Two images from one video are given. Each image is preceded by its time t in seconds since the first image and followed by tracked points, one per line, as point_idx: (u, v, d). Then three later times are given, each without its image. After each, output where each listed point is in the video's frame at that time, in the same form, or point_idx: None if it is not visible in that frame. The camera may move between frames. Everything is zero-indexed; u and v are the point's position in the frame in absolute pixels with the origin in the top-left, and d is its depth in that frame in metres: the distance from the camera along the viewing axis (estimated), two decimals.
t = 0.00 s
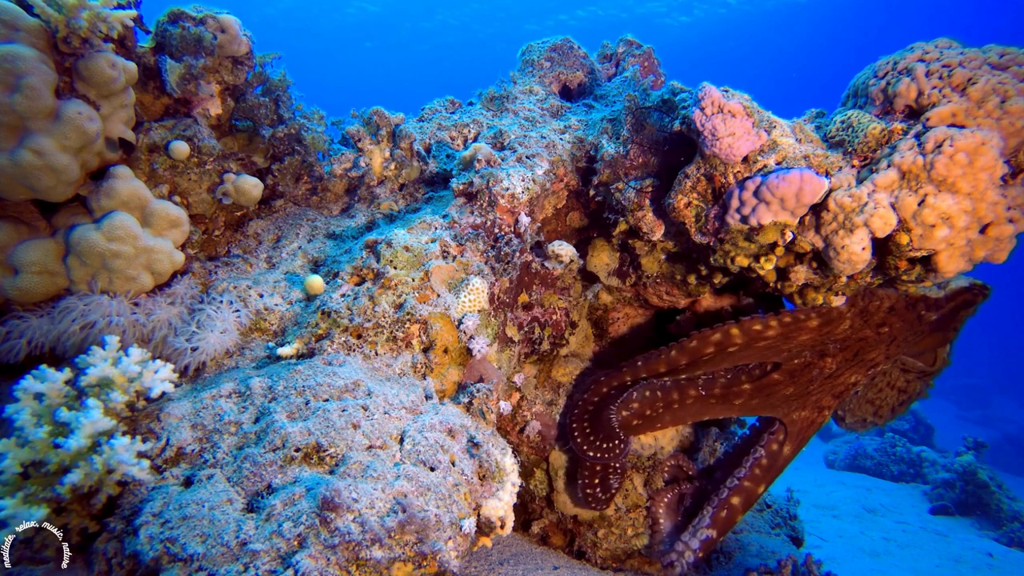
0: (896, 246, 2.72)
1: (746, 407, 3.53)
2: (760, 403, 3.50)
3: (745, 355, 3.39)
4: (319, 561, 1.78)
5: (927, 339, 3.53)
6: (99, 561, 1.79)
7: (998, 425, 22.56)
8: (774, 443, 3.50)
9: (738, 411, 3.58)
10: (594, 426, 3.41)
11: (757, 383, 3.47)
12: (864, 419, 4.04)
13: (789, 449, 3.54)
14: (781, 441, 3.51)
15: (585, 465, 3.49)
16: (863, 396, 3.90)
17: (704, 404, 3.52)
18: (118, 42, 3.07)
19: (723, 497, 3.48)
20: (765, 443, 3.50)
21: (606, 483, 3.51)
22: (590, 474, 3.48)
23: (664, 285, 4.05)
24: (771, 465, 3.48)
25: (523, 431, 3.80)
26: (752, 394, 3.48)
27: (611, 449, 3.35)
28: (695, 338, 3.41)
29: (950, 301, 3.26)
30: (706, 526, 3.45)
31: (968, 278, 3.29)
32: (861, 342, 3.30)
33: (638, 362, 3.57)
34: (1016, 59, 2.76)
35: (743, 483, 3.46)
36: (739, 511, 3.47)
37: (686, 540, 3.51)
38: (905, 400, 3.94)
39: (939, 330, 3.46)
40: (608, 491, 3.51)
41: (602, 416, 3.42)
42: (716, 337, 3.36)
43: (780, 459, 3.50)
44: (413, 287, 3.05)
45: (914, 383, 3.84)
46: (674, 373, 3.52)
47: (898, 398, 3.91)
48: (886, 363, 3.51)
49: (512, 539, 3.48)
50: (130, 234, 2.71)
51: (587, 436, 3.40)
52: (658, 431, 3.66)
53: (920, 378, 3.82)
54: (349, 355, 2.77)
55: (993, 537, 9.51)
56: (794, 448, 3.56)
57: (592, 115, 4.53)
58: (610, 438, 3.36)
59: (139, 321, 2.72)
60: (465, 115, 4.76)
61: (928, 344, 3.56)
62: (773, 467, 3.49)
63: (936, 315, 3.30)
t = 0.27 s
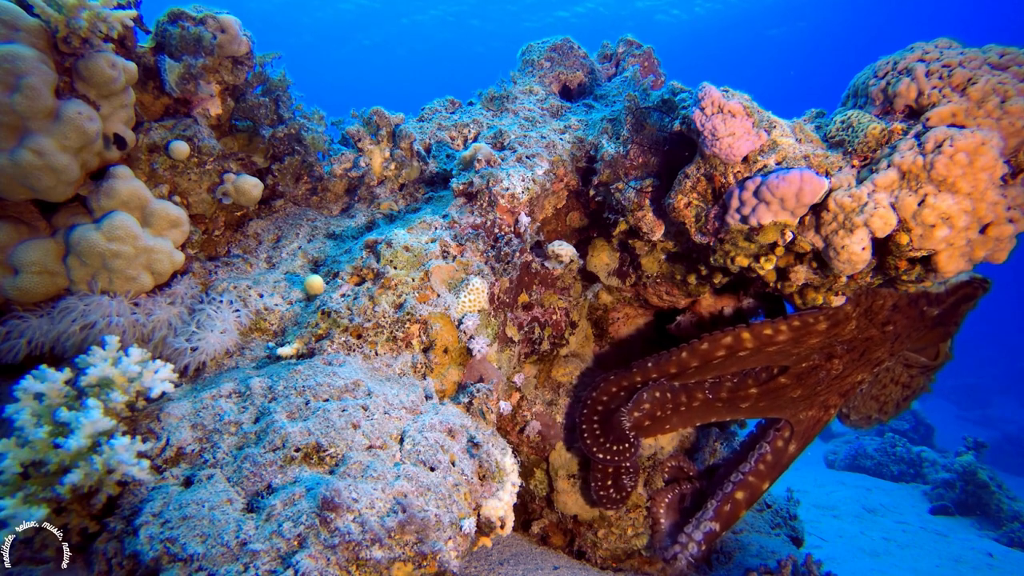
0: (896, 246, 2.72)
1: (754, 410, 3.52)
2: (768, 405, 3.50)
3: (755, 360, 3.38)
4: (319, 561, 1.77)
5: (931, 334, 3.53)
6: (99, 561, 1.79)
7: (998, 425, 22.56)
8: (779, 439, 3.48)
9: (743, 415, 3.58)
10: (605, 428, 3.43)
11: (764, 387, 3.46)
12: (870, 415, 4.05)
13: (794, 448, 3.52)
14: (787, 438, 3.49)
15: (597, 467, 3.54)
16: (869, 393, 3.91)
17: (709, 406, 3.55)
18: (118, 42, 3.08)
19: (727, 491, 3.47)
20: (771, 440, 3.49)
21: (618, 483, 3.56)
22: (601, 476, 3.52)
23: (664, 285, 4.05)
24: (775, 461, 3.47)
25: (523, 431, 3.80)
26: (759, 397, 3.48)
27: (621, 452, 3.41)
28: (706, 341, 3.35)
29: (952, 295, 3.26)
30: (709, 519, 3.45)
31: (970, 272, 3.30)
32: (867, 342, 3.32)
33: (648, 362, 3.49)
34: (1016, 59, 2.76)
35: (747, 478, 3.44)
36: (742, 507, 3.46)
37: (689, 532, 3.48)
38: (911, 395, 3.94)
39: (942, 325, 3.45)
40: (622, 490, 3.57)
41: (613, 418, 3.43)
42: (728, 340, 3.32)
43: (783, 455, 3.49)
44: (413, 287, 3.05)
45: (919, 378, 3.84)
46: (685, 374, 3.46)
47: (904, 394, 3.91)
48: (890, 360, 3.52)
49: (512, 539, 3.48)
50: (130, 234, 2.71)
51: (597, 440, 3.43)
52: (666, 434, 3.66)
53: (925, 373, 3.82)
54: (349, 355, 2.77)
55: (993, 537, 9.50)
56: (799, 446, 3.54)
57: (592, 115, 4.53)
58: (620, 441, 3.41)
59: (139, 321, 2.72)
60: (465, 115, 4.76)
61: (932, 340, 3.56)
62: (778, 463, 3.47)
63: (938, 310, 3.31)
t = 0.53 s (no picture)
0: (896, 247, 2.72)
1: (762, 409, 3.52)
2: (775, 404, 3.51)
3: (767, 363, 3.37)
4: (319, 561, 1.77)
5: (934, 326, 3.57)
6: (99, 561, 1.79)
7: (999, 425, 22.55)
8: (784, 432, 3.55)
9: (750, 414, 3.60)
10: (620, 432, 3.36)
11: (772, 387, 3.47)
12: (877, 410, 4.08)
13: (800, 442, 3.60)
14: (793, 432, 3.57)
15: (612, 470, 3.47)
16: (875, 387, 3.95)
17: (715, 407, 3.56)
18: (118, 42, 3.08)
19: (731, 481, 3.49)
20: (777, 433, 3.55)
21: (634, 484, 3.48)
22: (616, 479, 3.45)
23: (664, 285, 4.05)
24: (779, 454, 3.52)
25: (523, 431, 3.79)
26: (767, 396, 3.48)
27: (636, 455, 3.33)
28: (720, 343, 3.32)
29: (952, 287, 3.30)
30: (712, 508, 3.48)
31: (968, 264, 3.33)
32: (872, 337, 3.36)
33: (664, 364, 3.42)
34: (1016, 59, 2.76)
35: (752, 469, 3.49)
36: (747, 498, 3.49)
37: (692, 520, 3.54)
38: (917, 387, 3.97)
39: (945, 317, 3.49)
40: (638, 491, 3.47)
41: (628, 422, 3.35)
42: (743, 342, 3.28)
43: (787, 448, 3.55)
44: (413, 287, 3.05)
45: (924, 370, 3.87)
46: (699, 377, 3.42)
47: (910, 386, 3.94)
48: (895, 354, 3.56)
49: (512, 539, 3.48)
50: (130, 234, 2.71)
51: (613, 443, 3.35)
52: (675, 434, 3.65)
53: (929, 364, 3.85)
54: (349, 355, 2.77)
55: (993, 537, 9.50)
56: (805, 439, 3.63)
57: (592, 115, 4.53)
58: (636, 444, 3.33)
59: (139, 321, 2.72)
60: (465, 115, 4.76)
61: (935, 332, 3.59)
62: (782, 456, 3.53)
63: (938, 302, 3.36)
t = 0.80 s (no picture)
0: (896, 247, 2.72)
1: (768, 402, 3.49)
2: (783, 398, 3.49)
3: (778, 359, 3.36)
4: (319, 561, 1.77)
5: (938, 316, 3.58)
6: (99, 561, 1.79)
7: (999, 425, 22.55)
8: (788, 421, 3.53)
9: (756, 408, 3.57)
10: (643, 436, 3.34)
11: (780, 381, 3.45)
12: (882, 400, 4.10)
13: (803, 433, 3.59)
14: (797, 421, 3.55)
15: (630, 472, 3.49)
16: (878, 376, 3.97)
17: (722, 401, 3.52)
18: (118, 42, 3.08)
19: (736, 468, 3.49)
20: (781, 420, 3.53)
21: (649, 485, 3.57)
22: (633, 479, 3.47)
23: (664, 285, 4.05)
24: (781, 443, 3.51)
25: (523, 431, 3.79)
26: (774, 389, 3.47)
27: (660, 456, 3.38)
28: (734, 340, 3.32)
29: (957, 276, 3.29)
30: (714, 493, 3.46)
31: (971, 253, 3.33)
32: (878, 329, 3.38)
33: (682, 366, 3.40)
34: (1016, 59, 2.76)
35: (755, 456, 3.49)
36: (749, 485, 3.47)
37: (695, 505, 3.50)
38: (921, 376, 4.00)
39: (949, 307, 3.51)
40: (653, 491, 3.57)
41: (649, 425, 3.34)
42: (756, 339, 3.29)
43: (788, 436, 3.52)
44: (413, 287, 3.05)
45: (928, 359, 3.89)
46: (715, 376, 3.40)
47: (913, 374, 3.98)
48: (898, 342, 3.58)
49: (512, 539, 3.48)
50: (130, 234, 2.71)
51: (638, 448, 3.35)
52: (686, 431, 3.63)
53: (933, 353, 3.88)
54: (349, 355, 2.77)
55: (993, 537, 9.50)
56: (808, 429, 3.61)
57: (592, 115, 4.53)
58: (659, 446, 3.35)
59: (140, 321, 2.72)
60: (465, 115, 4.76)
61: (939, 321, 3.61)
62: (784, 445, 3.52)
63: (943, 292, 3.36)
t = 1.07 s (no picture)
0: (896, 246, 2.72)
1: (772, 391, 3.52)
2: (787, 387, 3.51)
3: (789, 351, 3.34)
4: (319, 561, 1.77)
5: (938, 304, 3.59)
6: (99, 561, 1.79)
7: (999, 425, 22.55)
8: (790, 409, 3.57)
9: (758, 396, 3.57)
10: (671, 438, 3.40)
11: (785, 370, 3.45)
12: (887, 391, 4.08)
13: (805, 421, 3.64)
14: (799, 409, 3.59)
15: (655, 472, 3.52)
16: (882, 366, 3.95)
17: (730, 391, 3.51)
18: (118, 42, 3.08)
19: (737, 454, 3.54)
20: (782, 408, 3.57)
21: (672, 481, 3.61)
22: (660, 478, 3.53)
23: (664, 285, 4.05)
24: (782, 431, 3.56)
25: (523, 431, 3.78)
26: (779, 378, 3.48)
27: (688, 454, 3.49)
28: (747, 334, 3.24)
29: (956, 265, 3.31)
30: (718, 479, 3.52)
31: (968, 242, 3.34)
32: (880, 318, 3.38)
33: (699, 366, 3.30)
34: (1016, 59, 2.76)
35: (757, 443, 3.53)
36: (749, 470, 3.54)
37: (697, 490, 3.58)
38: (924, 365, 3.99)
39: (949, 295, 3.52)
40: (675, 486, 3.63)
41: (675, 428, 3.38)
42: (767, 332, 3.23)
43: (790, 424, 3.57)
44: (413, 287, 3.05)
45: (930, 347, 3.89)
46: (730, 372, 3.35)
47: (917, 363, 3.97)
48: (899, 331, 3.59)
49: (512, 539, 3.48)
50: (130, 234, 2.71)
51: (666, 449, 3.42)
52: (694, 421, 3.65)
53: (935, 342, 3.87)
54: (349, 355, 2.77)
55: (993, 537, 9.50)
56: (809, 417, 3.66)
57: (592, 115, 4.53)
58: (687, 444, 3.46)
59: (140, 321, 2.72)
60: (465, 115, 4.76)
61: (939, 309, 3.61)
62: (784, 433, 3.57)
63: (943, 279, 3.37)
